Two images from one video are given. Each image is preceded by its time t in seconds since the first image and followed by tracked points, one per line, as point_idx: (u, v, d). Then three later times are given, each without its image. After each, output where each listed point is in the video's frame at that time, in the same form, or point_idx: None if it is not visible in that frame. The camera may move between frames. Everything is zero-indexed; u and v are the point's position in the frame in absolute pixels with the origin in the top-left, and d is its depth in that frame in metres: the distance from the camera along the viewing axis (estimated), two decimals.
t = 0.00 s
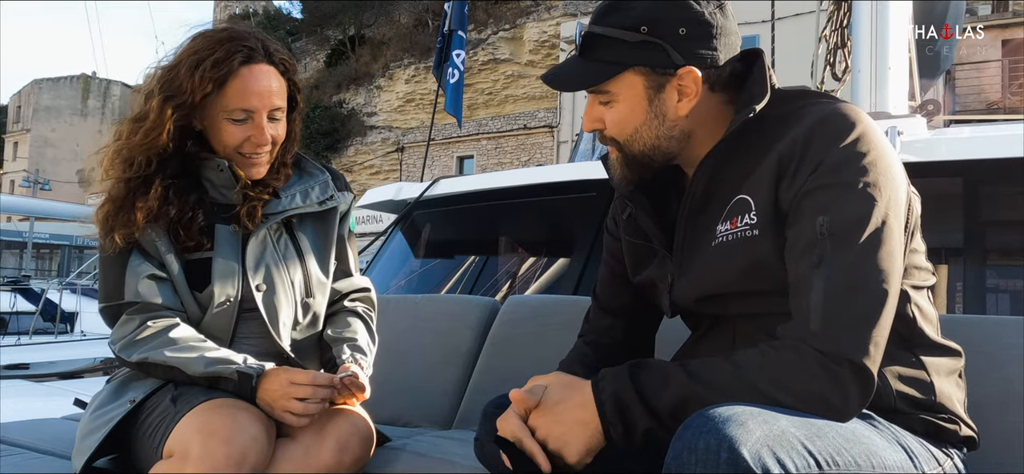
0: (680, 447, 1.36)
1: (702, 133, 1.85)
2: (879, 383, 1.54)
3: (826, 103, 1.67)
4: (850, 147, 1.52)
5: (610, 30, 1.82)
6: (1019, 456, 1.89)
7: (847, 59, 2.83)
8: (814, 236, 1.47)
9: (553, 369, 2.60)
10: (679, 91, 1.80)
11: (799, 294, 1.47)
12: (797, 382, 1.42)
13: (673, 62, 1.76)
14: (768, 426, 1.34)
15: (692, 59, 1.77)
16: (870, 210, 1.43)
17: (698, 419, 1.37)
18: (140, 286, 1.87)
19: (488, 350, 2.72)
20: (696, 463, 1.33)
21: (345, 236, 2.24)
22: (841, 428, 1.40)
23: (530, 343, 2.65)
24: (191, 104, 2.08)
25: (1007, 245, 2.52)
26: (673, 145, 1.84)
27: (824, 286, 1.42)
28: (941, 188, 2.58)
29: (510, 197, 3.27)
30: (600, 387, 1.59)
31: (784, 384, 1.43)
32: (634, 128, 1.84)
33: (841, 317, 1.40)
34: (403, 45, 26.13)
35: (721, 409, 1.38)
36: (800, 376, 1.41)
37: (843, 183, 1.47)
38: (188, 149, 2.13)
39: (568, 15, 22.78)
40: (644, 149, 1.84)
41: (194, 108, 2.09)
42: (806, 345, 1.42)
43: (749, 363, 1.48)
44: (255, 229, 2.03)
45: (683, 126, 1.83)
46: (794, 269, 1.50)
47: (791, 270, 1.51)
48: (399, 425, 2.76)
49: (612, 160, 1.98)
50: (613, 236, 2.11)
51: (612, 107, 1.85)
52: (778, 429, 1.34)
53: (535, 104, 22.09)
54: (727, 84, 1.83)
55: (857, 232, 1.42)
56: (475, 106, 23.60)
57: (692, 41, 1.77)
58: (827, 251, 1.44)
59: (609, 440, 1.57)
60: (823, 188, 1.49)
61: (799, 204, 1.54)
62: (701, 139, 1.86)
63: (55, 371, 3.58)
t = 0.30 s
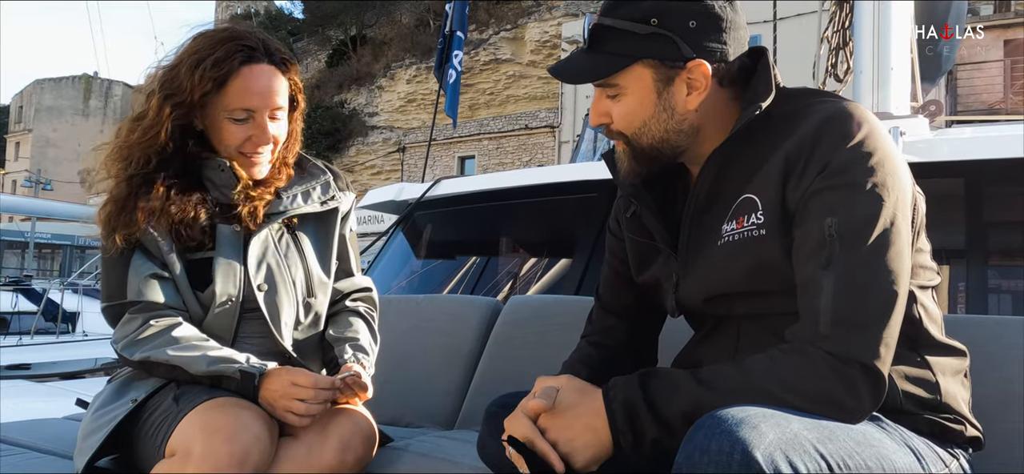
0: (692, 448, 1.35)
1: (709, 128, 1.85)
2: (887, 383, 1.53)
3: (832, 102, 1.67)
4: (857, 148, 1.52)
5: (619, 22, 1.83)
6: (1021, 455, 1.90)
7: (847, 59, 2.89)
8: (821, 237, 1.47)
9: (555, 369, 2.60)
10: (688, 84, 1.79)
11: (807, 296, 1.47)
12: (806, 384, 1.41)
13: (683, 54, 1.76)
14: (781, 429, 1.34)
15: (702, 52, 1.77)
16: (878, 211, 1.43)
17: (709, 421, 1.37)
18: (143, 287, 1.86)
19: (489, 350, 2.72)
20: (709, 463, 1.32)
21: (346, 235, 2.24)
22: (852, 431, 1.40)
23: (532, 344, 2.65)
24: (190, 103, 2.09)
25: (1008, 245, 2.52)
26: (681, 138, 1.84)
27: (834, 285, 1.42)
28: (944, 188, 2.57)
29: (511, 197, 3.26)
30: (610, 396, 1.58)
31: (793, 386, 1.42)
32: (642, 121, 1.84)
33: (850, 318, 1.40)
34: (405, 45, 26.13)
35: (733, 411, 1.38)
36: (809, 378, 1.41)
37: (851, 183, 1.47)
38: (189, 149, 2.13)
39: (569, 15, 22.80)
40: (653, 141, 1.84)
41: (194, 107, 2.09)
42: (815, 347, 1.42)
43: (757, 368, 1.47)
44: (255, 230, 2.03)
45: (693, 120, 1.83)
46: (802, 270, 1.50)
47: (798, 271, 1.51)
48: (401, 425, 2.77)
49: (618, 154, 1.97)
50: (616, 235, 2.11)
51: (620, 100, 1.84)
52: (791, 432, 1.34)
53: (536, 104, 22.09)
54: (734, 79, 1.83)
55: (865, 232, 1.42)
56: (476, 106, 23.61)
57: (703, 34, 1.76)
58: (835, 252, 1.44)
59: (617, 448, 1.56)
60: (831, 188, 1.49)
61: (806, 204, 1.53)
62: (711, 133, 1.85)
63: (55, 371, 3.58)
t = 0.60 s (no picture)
0: (694, 446, 1.35)
1: (714, 123, 1.85)
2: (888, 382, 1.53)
3: (832, 101, 1.67)
4: (856, 146, 1.51)
5: (622, 18, 1.83)
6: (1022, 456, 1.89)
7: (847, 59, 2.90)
8: (822, 235, 1.47)
9: (555, 368, 2.60)
10: (691, 80, 1.79)
11: (807, 294, 1.47)
12: (808, 383, 1.41)
13: (685, 50, 1.76)
14: (784, 428, 1.34)
15: (703, 47, 1.77)
16: (878, 209, 1.43)
17: (712, 419, 1.36)
18: (142, 285, 1.85)
19: (489, 350, 2.71)
20: (711, 463, 1.31)
21: (346, 234, 2.24)
22: (854, 430, 1.39)
23: (533, 343, 2.65)
24: (191, 101, 2.09)
25: (1009, 245, 2.51)
26: (685, 134, 1.83)
27: (834, 282, 1.42)
28: (944, 188, 2.57)
29: (511, 197, 3.26)
30: (610, 399, 1.58)
31: (795, 385, 1.42)
32: (645, 118, 1.84)
33: (850, 316, 1.40)
34: (406, 46, 26.15)
35: (735, 409, 1.38)
36: (811, 377, 1.41)
37: (851, 181, 1.47)
38: (190, 148, 2.13)
39: (570, 15, 22.81)
40: (656, 138, 1.84)
41: (194, 105, 2.09)
42: (815, 345, 1.42)
43: (758, 368, 1.47)
44: (256, 227, 2.03)
45: (696, 116, 1.82)
46: (802, 269, 1.49)
47: (798, 270, 1.51)
48: (401, 425, 2.76)
49: (623, 153, 1.96)
50: (617, 234, 2.11)
51: (623, 97, 1.84)
52: (794, 431, 1.34)
53: (537, 104, 22.10)
54: (737, 76, 1.82)
55: (865, 231, 1.42)
56: (477, 106, 23.62)
57: (705, 29, 1.77)
58: (835, 250, 1.44)
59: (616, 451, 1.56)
60: (831, 186, 1.49)
61: (806, 202, 1.53)
62: (714, 128, 1.85)
63: (56, 371, 3.58)
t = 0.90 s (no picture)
0: (695, 446, 1.35)
1: (714, 121, 1.86)
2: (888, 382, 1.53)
3: (830, 99, 1.67)
4: (854, 144, 1.52)
5: (622, 16, 1.83)
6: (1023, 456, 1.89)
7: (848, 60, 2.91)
8: (820, 234, 1.47)
9: (556, 368, 2.60)
10: (692, 77, 1.80)
11: (807, 293, 1.47)
12: (808, 381, 1.41)
13: (686, 47, 1.76)
14: (784, 428, 1.34)
15: (703, 44, 1.77)
16: (876, 208, 1.43)
17: (713, 418, 1.37)
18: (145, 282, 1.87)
19: (490, 350, 2.72)
20: (712, 462, 1.32)
21: (349, 232, 2.24)
22: (854, 429, 1.39)
23: (534, 343, 2.65)
24: (195, 99, 2.09)
25: (1009, 245, 2.51)
26: (686, 133, 1.84)
27: (834, 281, 1.42)
28: (945, 187, 2.57)
29: (512, 197, 3.26)
30: (611, 401, 1.58)
31: (795, 384, 1.42)
32: (646, 115, 1.84)
33: (849, 314, 1.40)
34: (406, 46, 26.16)
35: (736, 409, 1.38)
36: (811, 376, 1.41)
37: (849, 179, 1.47)
38: (194, 146, 2.13)
39: (571, 15, 22.83)
40: (657, 136, 1.85)
41: (199, 103, 2.10)
42: (814, 344, 1.42)
43: (758, 367, 1.47)
44: (258, 226, 2.03)
45: (697, 113, 1.83)
46: (801, 268, 1.50)
47: (797, 268, 1.51)
48: (402, 424, 2.77)
49: (625, 151, 1.97)
50: (616, 232, 2.12)
51: (624, 95, 1.85)
52: (795, 430, 1.34)
53: (538, 104, 22.12)
54: (737, 74, 1.83)
55: (864, 229, 1.42)
56: (478, 106, 23.63)
57: (705, 27, 1.77)
58: (834, 248, 1.44)
59: (618, 452, 1.56)
60: (829, 184, 1.49)
61: (805, 200, 1.53)
62: (713, 125, 1.86)
63: (57, 370, 3.58)
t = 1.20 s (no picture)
0: (694, 446, 1.35)
1: (715, 121, 1.87)
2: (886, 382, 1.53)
3: (831, 100, 1.68)
4: (854, 146, 1.52)
5: (624, 15, 1.83)
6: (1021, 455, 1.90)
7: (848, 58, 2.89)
8: (821, 235, 1.47)
9: (555, 368, 2.60)
10: (693, 77, 1.80)
11: (807, 294, 1.47)
12: (806, 382, 1.42)
13: (689, 46, 1.77)
14: (783, 428, 1.34)
15: (706, 44, 1.78)
16: (876, 209, 1.43)
17: (711, 419, 1.37)
18: (146, 282, 1.88)
19: (490, 350, 2.72)
20: (711, 463, 1.32)
21: (351, 232, 2.24)
22: (852, 429, 1.40)
23: (534, 343, 2.65)
24: (193, 98, 2.10)
25: (1009, 245, 2.51)
26: (686, 132, 1.85)
27: (833, 282, 1.43)
28: (944, 188, 2.57)
29: (512, 196, 3.27)
30: (611, 401, 1.59)
31: (794, 385, 1.43)
32: (648, 114, 1.85)
33: (849, 314, 1.41)
34: (407, 46, 26.17)
35: (735, 409, 1.38)
36: (810, 376, 1.41)
37: (849, 180, 1.48)
38: (192, 146, 2.13)
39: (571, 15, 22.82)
40: (658, 135, 1.85)
41: (198, 103, 2.10)
42: (813, 344, 1.43)
43: (757, 368, 1.47)
44: (259, 226, 2.04)
45: (697, 113, 1.84)
46: (802, 268, 1.50)
47: (798, 269, 1.52)
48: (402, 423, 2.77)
49: (626, 150, 1.97)
50: (616, 230, 2.12)
51: (625, 94, 1.85)
52: (793, 431, 1.34)
53: (538, 104, 22.13)
54: (738, 74, 1.84)
55: (864, 230, 1.43)
56: (478, 106, 23.63)
57: (708, 26, 1.78)
58: (834, 249, 1.45)
59: (617, 451, 1.57)
60: (829, 185, 1.50)
61: (805, 201, 1.54)
62: (714, 125, 1.87)
63: (57, 369, 3.58)
